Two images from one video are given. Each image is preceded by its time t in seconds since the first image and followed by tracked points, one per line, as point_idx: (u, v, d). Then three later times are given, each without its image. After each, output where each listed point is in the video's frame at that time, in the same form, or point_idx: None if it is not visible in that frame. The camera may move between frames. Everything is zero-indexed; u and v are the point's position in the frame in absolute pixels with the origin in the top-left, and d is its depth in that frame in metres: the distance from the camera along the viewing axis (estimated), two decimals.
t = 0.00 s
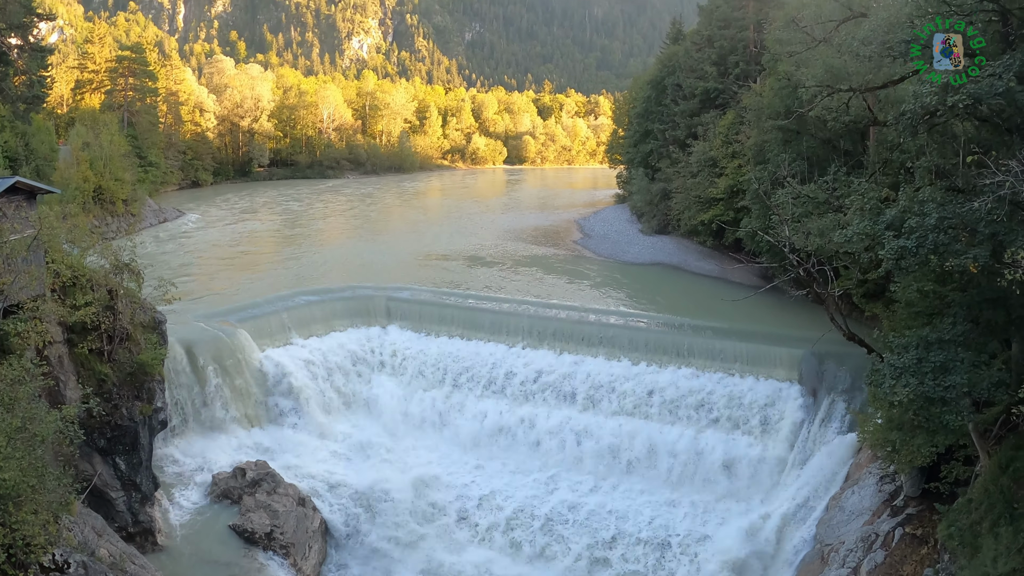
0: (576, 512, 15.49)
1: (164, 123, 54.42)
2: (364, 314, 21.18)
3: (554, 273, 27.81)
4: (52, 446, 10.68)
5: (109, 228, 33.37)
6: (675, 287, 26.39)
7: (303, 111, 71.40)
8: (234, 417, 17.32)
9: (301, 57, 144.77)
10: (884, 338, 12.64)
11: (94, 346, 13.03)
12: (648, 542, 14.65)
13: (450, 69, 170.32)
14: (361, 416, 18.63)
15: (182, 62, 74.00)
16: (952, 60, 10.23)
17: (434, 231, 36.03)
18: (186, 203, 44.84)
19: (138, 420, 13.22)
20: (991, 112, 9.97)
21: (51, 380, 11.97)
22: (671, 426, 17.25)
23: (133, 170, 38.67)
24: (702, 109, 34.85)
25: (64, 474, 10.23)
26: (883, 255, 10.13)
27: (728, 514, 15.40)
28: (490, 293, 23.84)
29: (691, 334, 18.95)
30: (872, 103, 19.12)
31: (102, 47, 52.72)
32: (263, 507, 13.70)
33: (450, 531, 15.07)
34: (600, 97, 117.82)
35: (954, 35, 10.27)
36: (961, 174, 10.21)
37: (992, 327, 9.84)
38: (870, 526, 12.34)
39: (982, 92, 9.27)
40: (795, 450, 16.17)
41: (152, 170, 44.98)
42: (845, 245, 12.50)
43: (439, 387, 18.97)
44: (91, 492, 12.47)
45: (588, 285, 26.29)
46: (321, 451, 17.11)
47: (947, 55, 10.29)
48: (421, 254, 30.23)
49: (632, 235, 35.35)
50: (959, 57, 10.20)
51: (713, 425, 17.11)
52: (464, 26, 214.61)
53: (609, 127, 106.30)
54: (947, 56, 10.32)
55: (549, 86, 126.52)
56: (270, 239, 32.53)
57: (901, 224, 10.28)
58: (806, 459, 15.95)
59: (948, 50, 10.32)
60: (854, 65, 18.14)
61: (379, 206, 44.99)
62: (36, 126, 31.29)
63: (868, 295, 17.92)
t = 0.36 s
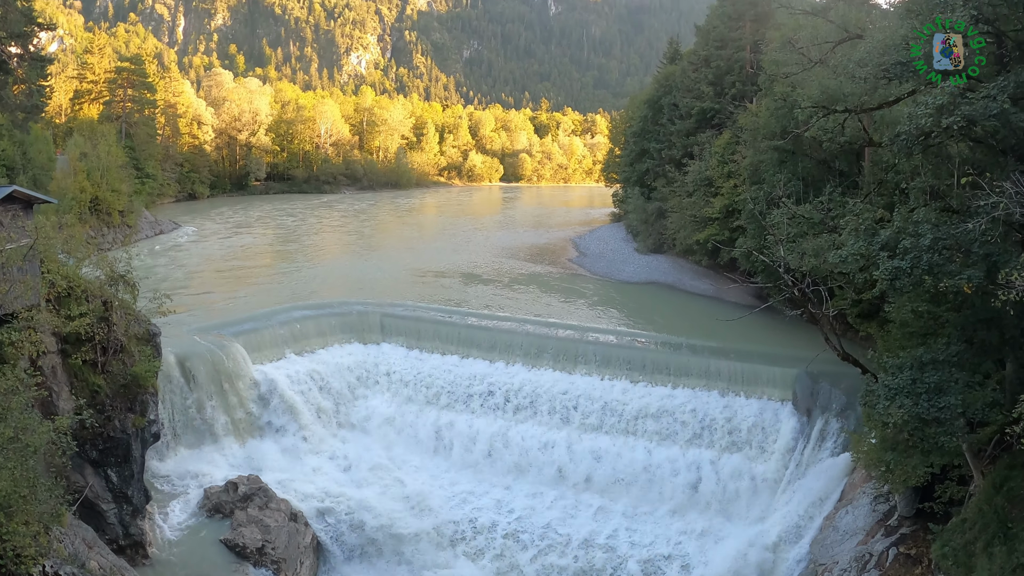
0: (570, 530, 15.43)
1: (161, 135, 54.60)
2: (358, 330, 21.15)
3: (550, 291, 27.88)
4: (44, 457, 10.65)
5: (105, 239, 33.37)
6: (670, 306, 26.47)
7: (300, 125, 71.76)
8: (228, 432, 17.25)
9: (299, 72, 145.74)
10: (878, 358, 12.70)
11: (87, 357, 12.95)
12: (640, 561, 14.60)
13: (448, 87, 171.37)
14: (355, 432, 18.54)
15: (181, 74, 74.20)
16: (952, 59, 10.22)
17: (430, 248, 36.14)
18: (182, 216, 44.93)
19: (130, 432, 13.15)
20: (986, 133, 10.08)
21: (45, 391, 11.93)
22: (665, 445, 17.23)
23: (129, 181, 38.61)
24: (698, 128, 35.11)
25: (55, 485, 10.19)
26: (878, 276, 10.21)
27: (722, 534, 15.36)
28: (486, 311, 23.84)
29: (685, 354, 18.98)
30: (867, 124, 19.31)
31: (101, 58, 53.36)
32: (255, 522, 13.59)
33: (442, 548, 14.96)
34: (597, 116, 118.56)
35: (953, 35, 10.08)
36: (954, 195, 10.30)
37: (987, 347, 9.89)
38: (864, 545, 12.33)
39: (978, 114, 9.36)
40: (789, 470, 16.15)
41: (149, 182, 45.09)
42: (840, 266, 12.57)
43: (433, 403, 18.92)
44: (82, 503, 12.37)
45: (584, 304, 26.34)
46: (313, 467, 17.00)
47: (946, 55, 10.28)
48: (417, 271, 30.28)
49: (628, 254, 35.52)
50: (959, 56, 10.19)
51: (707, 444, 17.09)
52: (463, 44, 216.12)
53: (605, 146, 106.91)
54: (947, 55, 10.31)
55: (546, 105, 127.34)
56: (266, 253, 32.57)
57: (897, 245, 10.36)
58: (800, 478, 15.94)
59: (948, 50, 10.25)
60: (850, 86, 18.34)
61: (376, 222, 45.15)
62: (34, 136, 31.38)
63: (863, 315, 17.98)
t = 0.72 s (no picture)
0: (564, 555, 15.33)
1: (157, 156, 54.76)
2: (353, 353, 21.12)
3: (545, 316, 27.96)
4: (36, 478, 10.63)
5: (99, 259, 33.32)
6: (665, 330, 26.55)
7: (296, 148, 72.16)
8: (220, 456, 17.12)
9: (296, 94, 146.86)
10: (873, 382, 12.75)
11: (81, 378, 12.92)
12: None
13: (444, 111, 172.85)
14: (349, 456, 18.43)
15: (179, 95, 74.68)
16: (952, 59, 10.24)
17: (425, 272, 36.24)
18: (176, 238, 44.95)
19: (123, 454, 13.11)
20: (977, 157, 10.23)
21: (37, 411, 11.81)
22: (661, 469, 17.17)
23: (125, 201, 38.66)
24: (693, 153, 35.46)
25: (47, 506, 10.14)
26: (871, 300, 10.30)
27: (717, 559, 15.28)
28: (482, 336, 23.85)
29: (680, 378, 19.00)
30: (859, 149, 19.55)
31: (99, 78, 54.28)
32: (247, 546, 13.42)
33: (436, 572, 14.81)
34: (591, 141, 119.56)
35: (954, 35, 10.11)
36: (946, 219, 10.41)
37: (981, 370, 9.96)
38: (860, 568, 12.29)
39: (968, 138, 9.51)
40: (784, 494, 16.14)
41: (144, 203, 45.12)
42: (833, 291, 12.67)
43: (427, 426, 18.84)
44: (74, 525, 12.27)
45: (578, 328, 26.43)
46: (306, 490, 16.85)
47: (946, 55, 10.29)
48: (412, 295, 30.34)
49: (623, 279, 35.70)
50: (959, 56, 10.20)
51: (702, 468, 17.04)
52: (459, 69, 218.18)
53: (600, 171, 107.80)
54: (947, 55, 10.31)
55: (541, 128, 128.27)
56: (261, 276, 32.60)
57: (890, 269, 10.47)
58: (795, 502, 15.92)
59: (948, 50, 10.27)
60: (843, 111, 18.60)
61: (370, 246, 45.27)
62: (30, 154, 31.34)
63: (857, 339, 18.05)
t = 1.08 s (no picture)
0: None
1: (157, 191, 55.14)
2: (353, 388, 21.11)
3: (545, 349, 27.99)
4: (36, 513, 10.53)
5: (98, 293, 33.42)
6: (665, 361, 26.58)
7: (295, 183, 72.81)
8: (220, 492, 16.97)
9: (295, 129, 148.56)
10: (874, 409, 12.76)
11: (80, 413, 12.92)
12: None
13: (442, 146, 174.79)
14: (350, 491, 18.26)
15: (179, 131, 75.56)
16: (953, 59, 10.29)
17: (424, 306, 36.37)
18: (175, 273, 45.11)
19: (122, 489, 13.03)
20: (973, 181, 10.37)
21: (36, 445, 11.79)
22: (664, 502, 17.03)
23: (124, 235, 38.89)
24: (690, 184, 35.82)
25: (45, 542, 10.09)
26: (871, 326, 10.36)
27: None
28: (482, 369, 23.84)
29: (681, 409, 18.95)
30: (855, 177, 19.78)
31: (99, 112, 54.42)
32: None
33: None
34: (589, 173, 120.68)
35: (954, 34, 10.12)
36: (944, 244, 10.51)
37: (982, 392, 10.00)
38: None
39: (963, 163, 9.66)
40: (787, 523, 16.09)
41: (144, 238, 45.32)
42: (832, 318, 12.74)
43: (428, 460, 18.73)
44: (72, 560, 12.10)
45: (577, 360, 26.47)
46: (306, 526, 16.66)
47: (947, 55, 10.33)
48: (412, 329, 30.42)
49: (622, 310, 35.83)
50: (959, 56, 10.23)
51: (705, 498, 16.91)
52: (456, 103, 220.95)
53: (598, 203, 108.72)
54: (947, 55, 10.38)
55: (539, 161, 129.47)
56: (260, 311, 32.69)
57: (888, 295, 10.56)
58: (798, 532, 15.79)
59: (947, 50, 10.32)
60: (837, 139, 18.86)
61: (369, 281, 45.48)
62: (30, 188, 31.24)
63: (858, 365, 18.06)
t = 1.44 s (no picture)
0: None
1: (167, 225, 55.74)
2: (364, 419, 21.06)
3: (556, 375, 27.91)
4: (48, 547, 10.54)
5: (109, 327, 33.66)
6: (677, 385, 26.43)
7: (304, 215, 73.50)
8: (233, 524, 16.88)
9: (304, 162, 150.37)
10: (889, 428, 12.62)
11: (92, 446, 13.00)
12: None
13: (449, 175, 176.34)
14: (362, 522, 18.13)
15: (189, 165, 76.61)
16: (953, 59, 10.34)
17: (434, 336, 36.44)
18: (185, 306, 45.43)
19: (135, 522, 13.04)
20: (980, 196, 10.36)
21: (49, 479, 11.84)
22: (678, 527, 16.82)
23: (135, 269, 39.14)
24: (697, 207, 35.91)
25: None
26: (883, 344, 10.28)
27: None
28: (493, 398, 23.78)
29: (695, 434, 18.77)
30: (862, 195, 19.78)
31: (108, 146, 54.87)
32: None
33: None
34: (596, 200, 121.24)
35: (955, 33, 10.26)
36: (952, 259, 10.46)
37: (997, 408, 9.89)
38: None
39: (969, 178, 9.65)
40: (805, 546, 15.87)
41: (154, 271, 45.72)
42: (845, 337, 12.65)
43: (440, 489, 18.60)
44: None
45: (589, 386, 26.28)
46: (318, 557, 16.53)
47: (947, 55, 10.40)
48: (423, 359, 30.45)
49: (633, 335, 35.76)
50: (959, 56, 10.29)
51: (720, 523, 16.68)
52: (462, 132, 223.06)
53: (606, 229, 109.04)
54: (947, 56, 10.43)
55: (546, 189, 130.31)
56: (271, 343, 32.88)
57: (899, 313, 10.48)
58: (816, 555, 15.53)
59: (948, 50, 10.41)
60: (843, 159, 18.91)
61: (379, 311, 45.68)
62: (41, 223, 31.68)
63: (872, 384, 17.89)
